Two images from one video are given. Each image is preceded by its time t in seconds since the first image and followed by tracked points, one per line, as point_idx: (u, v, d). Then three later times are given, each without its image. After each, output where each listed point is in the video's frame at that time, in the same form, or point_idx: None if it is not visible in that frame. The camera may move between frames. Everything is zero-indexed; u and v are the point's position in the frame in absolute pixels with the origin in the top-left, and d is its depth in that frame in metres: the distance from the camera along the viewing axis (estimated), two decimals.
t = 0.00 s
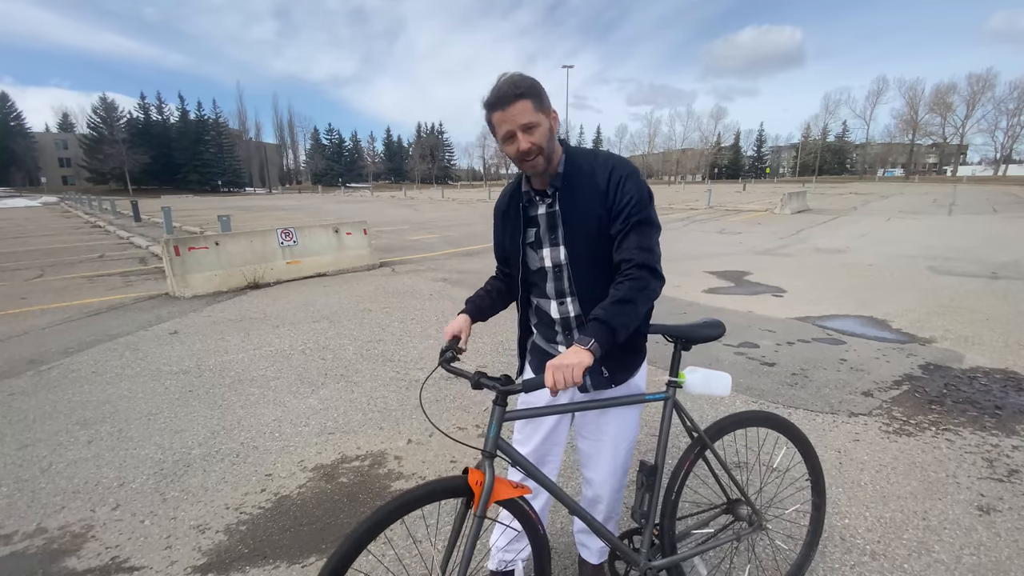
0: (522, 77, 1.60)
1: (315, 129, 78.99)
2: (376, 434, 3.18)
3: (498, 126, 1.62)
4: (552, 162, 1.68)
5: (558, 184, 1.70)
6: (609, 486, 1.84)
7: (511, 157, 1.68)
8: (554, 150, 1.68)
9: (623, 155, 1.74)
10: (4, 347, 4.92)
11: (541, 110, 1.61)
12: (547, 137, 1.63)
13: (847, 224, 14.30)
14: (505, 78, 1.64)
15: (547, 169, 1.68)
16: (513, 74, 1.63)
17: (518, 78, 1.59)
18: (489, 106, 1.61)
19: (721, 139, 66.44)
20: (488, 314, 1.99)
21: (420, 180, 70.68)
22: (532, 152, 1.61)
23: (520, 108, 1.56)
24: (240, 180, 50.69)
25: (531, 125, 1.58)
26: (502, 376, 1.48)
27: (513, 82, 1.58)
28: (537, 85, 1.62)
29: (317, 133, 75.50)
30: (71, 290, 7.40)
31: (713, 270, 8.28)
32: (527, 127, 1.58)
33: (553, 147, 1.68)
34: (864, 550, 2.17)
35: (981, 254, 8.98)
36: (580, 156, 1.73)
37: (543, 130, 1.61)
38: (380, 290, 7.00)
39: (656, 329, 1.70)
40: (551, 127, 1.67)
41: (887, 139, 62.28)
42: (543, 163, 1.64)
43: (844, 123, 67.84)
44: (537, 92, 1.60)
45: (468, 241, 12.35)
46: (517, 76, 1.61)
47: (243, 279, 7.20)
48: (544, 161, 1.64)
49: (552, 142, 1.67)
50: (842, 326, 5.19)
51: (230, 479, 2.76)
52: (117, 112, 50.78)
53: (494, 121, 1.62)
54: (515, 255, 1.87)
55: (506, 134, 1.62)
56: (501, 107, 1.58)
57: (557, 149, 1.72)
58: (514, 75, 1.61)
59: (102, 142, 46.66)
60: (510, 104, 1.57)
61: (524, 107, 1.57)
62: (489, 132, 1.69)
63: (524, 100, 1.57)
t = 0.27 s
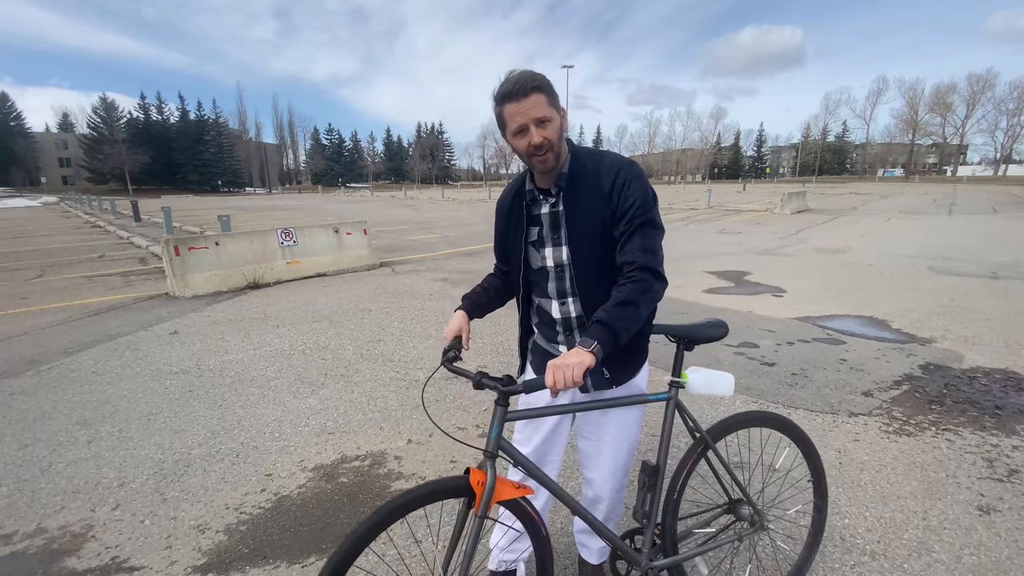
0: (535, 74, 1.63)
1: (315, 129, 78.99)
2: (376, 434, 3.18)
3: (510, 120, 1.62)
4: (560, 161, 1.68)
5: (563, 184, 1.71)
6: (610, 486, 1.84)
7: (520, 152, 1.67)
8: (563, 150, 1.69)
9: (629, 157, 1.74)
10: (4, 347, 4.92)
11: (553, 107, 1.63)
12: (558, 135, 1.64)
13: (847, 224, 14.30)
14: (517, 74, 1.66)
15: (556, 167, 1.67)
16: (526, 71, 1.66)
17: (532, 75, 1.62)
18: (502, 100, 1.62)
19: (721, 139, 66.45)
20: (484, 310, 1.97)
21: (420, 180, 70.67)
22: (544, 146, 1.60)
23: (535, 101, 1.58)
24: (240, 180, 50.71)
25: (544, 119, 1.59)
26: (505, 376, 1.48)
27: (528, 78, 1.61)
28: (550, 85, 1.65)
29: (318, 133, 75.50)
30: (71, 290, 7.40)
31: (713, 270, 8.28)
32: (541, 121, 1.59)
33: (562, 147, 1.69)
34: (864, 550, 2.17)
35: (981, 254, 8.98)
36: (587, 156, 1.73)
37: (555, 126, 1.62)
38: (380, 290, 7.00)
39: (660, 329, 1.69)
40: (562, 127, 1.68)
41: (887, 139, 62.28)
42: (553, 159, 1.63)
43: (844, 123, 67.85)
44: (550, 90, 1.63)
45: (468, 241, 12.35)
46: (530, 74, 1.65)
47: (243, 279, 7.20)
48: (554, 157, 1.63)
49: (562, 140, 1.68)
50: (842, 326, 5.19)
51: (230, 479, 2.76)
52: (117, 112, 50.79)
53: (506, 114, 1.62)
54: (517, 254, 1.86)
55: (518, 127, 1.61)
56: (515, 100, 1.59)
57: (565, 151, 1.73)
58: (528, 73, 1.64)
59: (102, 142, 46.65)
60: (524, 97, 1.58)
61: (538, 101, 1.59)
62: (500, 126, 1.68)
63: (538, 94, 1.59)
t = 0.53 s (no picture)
0: (542, 75, 1.59)
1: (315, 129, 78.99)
2: (376, 434, 3.18)
3: (515, 123, 1.62)
4: (566, 161, 1.68)
5: (569, 182, 1.71)
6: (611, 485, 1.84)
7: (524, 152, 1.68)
8: (569, 149, 1.68)
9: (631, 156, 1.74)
10: (4, 347, 4.92)
11: (559, 110, 1.61)
12: (563, 136, 1.63)
13: (847, 224, 14.30)
14: (524, 71, 1.63)
15: (561, 167, 1.67)
16: (535, 68, 1.62)
17: (537, 75, 1.59)
18: (507, 103, 1.61)
19: (721, 139, 66.42)
20: (489, 311, 1.96)
21: (420, 180, 70.66)
22: (548, 151, 1.61)
23: (540, 105, 1.56)
24: (240, 180, 50.71)
25: (548, 124, 1.58)
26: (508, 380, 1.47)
27: (532, 79, 1.58)
28: (556, 84, 1.62)
29: (318, 133, 75.49)
30: (71, 290, 7.40)
31: (713, 270, 8.28)
32: (544, 126, 1.58)
33: (568, 146, 1.68)
34: (864, 550, 2.17)
35: (981, 254, 8.97)
36: (594, 155, 1.73)
37: (560, 129, 1.61)
38: (380, 290, 7.00)
39: (670, 331, 1.68)
40: (567, 127, 1.66)
41: (887, 139, 62.27)
42: (558, 161, 1.64)
43: (844, 123, 67.83)
44: (556, 90, 1.60)
45: (468, 241, 12.35)
46: (536, 72, 1.61)
47: (243, 279, 7.20)
48: (559, 159, 1.64)
49: (567, 142, 1.66)
50: (843, 326, 5.19)
51: (230, 479, 2.76)
52: (117, 112, 50.78)
53: (511, 117, 1.62)
54: (520, 250, 1.86)
55: (523, 131, 1.61)
56: (520, 103, 1.57)
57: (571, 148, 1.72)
58: (534, 71, 1.61)
59: (102, 142, 46.65)
60: (529, 101, 1.56)
61: (543, 105, 1.57)
62: (505, 124, 1.68)
63: (543, 97, 1.57)
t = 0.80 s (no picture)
0: (538, 84, 1.55)
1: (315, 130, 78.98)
2: (376, 434, 3.18)
3: (510, 131, 1.64)
4: (563, 165, 1.69)
5: (569, 178, 1.71)
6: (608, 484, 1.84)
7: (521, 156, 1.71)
8: (567, 152, 1.68)
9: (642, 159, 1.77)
10: (4, 347, 4.92)
11: (554, 120, 1.58)
12: (558, 145, 1.62)
13: (847, 224, 14.31)
14: (522, 76, 1.59)
15: (557, 172, 1.69)
16: (532, 74, 1.58)
17: (533, 84, 1.55)
18: (503, 111, 1.61)
19: (721, 139, 66.42)
20: (494, 313, 1.97)
21: (420, 180, 70.65)
22: (541, 162, 1.64)
23: (531, 121, 1.55)
24: (240, 180, 50.71)
25: (540, 138, 1.58)
26: (512, 388, 1.45)
27: (526, 90, 1.54)
28: (552, 90, 1.56)
29: (317, 133, 75.48)
30: (71, 290, 7.40)
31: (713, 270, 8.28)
32: (536, 140, 1.58)
33: (566, 150, 1.67)
34: (864, 550, 2.17)
35: (981, 253, 8.97)
36: (594, 154, 1.75)
37: (554, 141, 1.59)
38: (380, 290, 7.00)
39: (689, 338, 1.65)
40: (564, 131, 1.64)
41: (887, 139, 62.27)
42: (552, 169, 1.67)
43: (844, 124, 67.76)
44: (551, 99, 1.55)
45: (468, 241, 12.35)
46: (531, 79, 1.56)
47: (243, 279, 7.20)
48: (553, 167, 1.66)
49: (564, 148, 1.65)
50: (843, 326, 5.19)
51: (230, 479, 2.76)
52: (118, 112, 50.79)
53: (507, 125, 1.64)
54: (520, 246, 1.86)
55: (517, 140, 1.63)
56: (513, 116, 1.58)
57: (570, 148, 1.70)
58: (530, 79, 1.56)
59: (102, 142, 46.65)
60: (521, 116, 1.56)
61: (535, 120, 1.55)
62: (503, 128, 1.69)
63: (537, 111, 1.55)
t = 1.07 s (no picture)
0: (528, 82, 1.55)
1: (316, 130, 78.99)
2: (376, 434, 3.18)
3: (504, 131, 1.65)
4: (559, 165, 1.67)
5: (571, 176, 1.71)
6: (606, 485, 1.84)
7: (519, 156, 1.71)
8: (563, 151, 1.66)
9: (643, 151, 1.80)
10: (4, 347, 4.92)
11: (546, 117, 1.57)
12: (551, 143, 1.61)
13: (847, 224, 14.31)
14: (515, 78, 1.60)
15: (555, 170, 1.68)
16: (523, 74, 1.59)
17: (524, 83, 1.56)
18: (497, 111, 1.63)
19: (721, 139, 66.40)
20: (497, 313, 1.97)
21: (420, 180, 70.63)
22: (534, 161, 1.63)
23: (521, 119, 1.55)
24: (240, 180, 50.71)
25: (531, 136, 1.58)
26: (517, 397, 1.42)
27: (517, 89, 1.55)
28: (543, 89, 1.56)
29: (318, 133, 75.48)
30: (71, 290, 7.40)
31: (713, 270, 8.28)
32: (528, 136, 1.58)
33: (562, 149, 1.65)
34: (864, 550, 2.17)
35: (981, 254, 8.97)
36: (595, 151, 1.75)
37: (546, 138, 1.58)
38: (380, 290, 7.00)
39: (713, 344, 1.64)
40: (559, 131, 1.63)
41: (887, 139, 62.26)
42: (546, 168, 1.65)
43: (844, 124, 67.78)
44: (542, 96, 1.55)
45: (468, 241, 12.35)
46: (523, 79, 1.57)
47: (243, 279, 7.20)
48: (548, 166, 1.64)
49: (559, 145, 1.64)
50: (842, 326, 5.20)
51: (230, 479, 2.76)
52: (118, 112, 50.80)
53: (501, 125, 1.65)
54: (523, 244, 1.86)
55: (511, 139, 1.64)
56: (505, 115, 1.59)
57: (568, 148, 1.68)
58: (521, 79, 1.57)
59: (102, 141, 46.66)
60: (512, 114, 1.57)
61: (526, 117, 1.55)
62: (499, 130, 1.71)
63: (527, 109, 1.55)
